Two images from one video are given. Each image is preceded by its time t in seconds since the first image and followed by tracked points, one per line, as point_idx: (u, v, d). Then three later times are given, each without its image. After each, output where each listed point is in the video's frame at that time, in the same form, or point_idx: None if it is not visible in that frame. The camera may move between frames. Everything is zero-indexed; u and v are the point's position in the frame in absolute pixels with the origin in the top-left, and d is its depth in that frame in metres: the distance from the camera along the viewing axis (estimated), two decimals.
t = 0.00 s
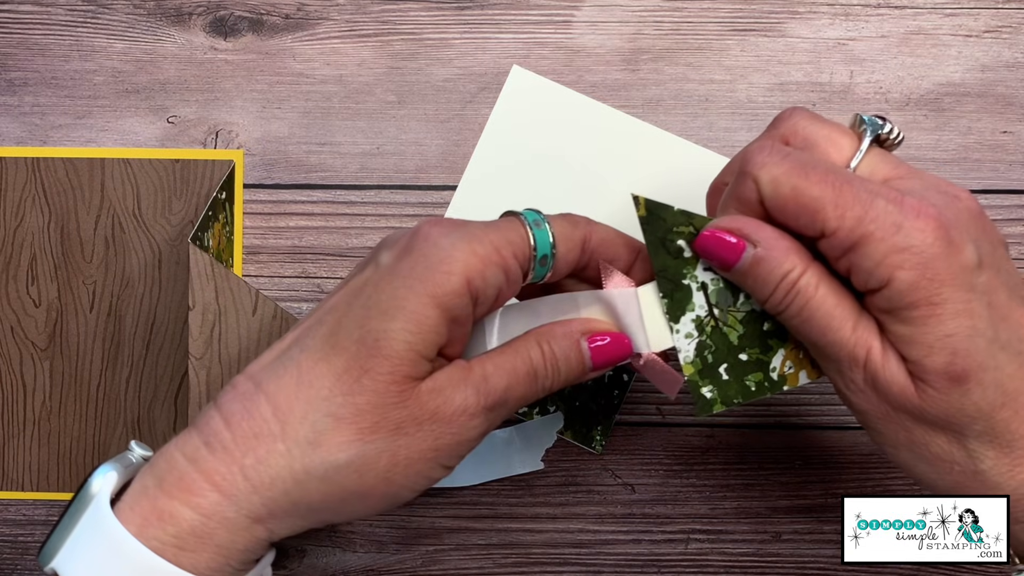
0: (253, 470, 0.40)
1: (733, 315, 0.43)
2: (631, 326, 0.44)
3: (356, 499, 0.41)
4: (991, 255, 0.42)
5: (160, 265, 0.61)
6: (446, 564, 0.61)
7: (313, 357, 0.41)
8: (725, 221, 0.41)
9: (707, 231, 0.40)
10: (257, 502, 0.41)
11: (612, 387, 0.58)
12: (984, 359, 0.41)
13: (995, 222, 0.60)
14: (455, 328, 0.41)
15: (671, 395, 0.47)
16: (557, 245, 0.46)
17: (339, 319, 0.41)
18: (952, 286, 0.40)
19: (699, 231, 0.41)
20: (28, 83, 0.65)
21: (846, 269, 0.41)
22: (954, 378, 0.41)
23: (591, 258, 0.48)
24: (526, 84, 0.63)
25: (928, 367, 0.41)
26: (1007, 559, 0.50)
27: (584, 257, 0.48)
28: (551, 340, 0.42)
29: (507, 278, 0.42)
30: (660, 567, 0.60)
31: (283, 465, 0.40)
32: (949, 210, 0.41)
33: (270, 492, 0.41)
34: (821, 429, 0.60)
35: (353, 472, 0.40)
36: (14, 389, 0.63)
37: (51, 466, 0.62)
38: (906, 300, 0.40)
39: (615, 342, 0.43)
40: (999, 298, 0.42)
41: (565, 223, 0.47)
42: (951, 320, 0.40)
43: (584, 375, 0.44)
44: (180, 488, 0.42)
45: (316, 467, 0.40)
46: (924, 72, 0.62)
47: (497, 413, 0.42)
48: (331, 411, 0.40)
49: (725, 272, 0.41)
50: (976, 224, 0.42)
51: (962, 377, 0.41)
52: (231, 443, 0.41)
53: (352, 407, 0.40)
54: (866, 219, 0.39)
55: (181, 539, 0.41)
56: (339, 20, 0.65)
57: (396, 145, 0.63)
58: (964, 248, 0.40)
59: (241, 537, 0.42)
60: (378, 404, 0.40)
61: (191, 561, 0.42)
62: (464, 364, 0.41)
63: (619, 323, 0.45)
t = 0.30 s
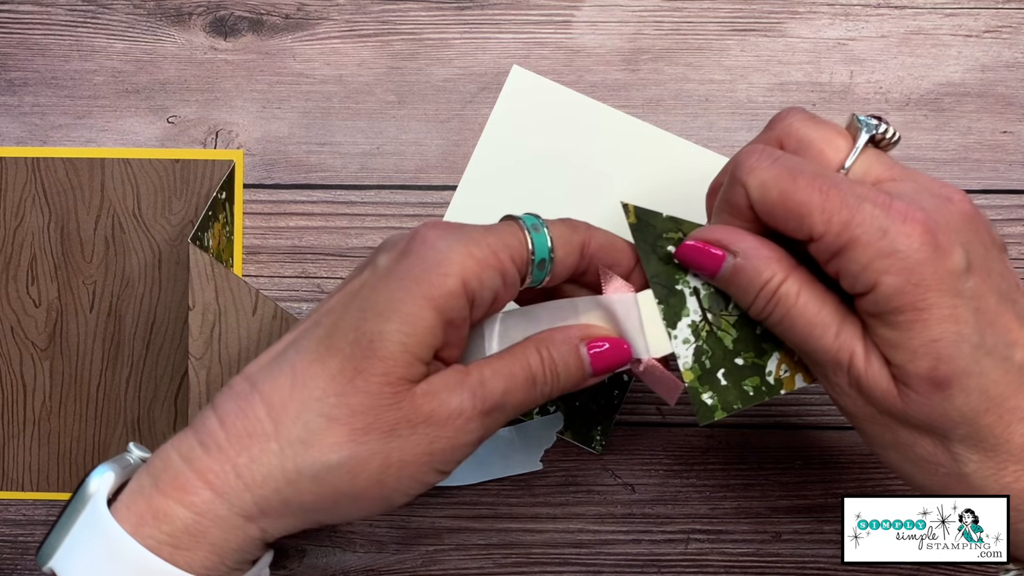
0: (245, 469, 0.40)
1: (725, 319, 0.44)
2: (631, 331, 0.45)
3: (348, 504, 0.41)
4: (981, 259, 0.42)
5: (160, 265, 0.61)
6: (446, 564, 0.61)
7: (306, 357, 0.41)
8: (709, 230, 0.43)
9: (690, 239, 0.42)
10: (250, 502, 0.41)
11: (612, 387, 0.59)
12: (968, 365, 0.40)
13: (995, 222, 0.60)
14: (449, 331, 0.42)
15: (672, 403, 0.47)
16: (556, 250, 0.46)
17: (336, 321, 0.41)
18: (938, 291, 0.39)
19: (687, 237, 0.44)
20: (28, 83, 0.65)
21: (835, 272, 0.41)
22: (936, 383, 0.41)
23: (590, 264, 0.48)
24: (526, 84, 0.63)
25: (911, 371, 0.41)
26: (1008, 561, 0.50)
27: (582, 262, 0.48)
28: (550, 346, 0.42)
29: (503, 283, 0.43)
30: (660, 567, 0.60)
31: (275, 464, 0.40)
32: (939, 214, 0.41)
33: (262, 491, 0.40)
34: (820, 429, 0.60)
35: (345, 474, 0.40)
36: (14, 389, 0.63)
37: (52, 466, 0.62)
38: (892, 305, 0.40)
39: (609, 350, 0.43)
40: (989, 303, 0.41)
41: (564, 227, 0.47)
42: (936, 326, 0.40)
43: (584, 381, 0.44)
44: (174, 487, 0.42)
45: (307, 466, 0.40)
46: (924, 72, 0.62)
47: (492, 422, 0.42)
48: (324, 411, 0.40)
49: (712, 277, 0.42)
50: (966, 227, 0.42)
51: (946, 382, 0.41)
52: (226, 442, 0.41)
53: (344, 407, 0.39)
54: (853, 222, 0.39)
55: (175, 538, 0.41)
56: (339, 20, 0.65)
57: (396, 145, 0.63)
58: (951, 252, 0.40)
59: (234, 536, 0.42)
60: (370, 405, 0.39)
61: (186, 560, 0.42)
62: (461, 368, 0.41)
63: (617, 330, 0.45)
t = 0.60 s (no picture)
0: (280, 475, 0.40)
1: (718, 328, 0.45)
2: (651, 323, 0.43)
3: (377, 503, 0.41)
4: (973, 276, 0.41)
5: (160, 265, 0.61)
6: (446, 564, 0.61)
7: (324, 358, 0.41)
8: (697, 242, 0.44)
9: (680, 249, 0.44)
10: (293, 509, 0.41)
11: (611, 387, 0.59)
12: (953, 386, 0.40)
13: (996, 223, 0.60)
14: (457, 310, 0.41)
15: (663, 413, 0.46)
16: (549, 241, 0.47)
17: (345, 314, 0.42)
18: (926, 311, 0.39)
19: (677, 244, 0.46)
20: (28, 83, 0.65)
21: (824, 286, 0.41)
22: (922, 401, 0.41)
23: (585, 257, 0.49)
24: (526, 84, 0.63)
25: (895, 390, 0.41)
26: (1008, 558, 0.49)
27: (575, 255, 0.49)
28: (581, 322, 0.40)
29: (497, 263, 0.43)
30: (660, 567, 0.60)
31: (306, 464, 0.40)
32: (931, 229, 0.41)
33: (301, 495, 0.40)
34: (820, 430, 0.60)
35: (373, 467, 0.40)
36: (14, 390, 0.63)
37: (51, 466, 0.62)
38: (879, 323, 0.40)
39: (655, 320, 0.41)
40: (981, 321, 0.41)
41: (559, 221, 0.48)
42: (923, 347, 0.39)
43: (638, 351, 0.41)
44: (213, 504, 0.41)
45: (334, 462, 0.40)
46: (924, 72, 0.62)
47: (522, 406, 0.39)
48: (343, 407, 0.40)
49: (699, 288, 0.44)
50: (960, 242, 0.41)
51: (931, 400, 0.40)
52: (258, 451, 0.41)
53: (361, 397, 0.40)
54: (841, 239, 0.39)
55: (222, 556, 0.41)
56: (339, 20, 0.65)
57: (396, 145, 0.63)
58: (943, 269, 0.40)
59: (280, 550, 0.41)
60: (388, 394, 0.39)
61: None
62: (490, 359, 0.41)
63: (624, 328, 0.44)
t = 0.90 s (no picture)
0: (321, 492, 0.41)
1: (704, 341, 0.47)
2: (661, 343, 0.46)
3: (417, 504, 0.42)
4: (987, 295, 0.41)
5: (160, 265, 0.61)
6: (446, 564, 0.61)
7: (338, 372, 0.41)
8: (701, 258, 0.44)
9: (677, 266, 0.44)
10: (331, 521, 0.41)
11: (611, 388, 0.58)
12: (956, 406, 0.41)
13: (996, 223, 0.60)
14: (470, 314, 0.41)
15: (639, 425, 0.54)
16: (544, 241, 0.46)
17: (354, 321, 0.41)
18: (934, 329, 0.39)
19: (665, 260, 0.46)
20: (28, 83, 0.65)
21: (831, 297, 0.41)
22: (925, 420, 0.41)
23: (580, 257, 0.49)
24: (526, 84, 0.63)
25: (898, 407, 0.41)
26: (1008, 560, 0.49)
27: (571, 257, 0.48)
28: (606, 346, 0.41)
29: (494, 262, 0.42)
30: (660, 567, 0.60)
31: (345, 480, 0.40)
32: (948, 245, 0.40)
33: (339, 508, 0.41)
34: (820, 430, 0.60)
35: (413, 472, 0.40)
36: (14, 390, 0.63)
37: (52, 467, 0.62)
38: (887, 339, 0.40)
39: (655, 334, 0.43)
40: (992, 341, 0.41)
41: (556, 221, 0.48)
42: (930, 367, 0.40)
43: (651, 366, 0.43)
44: (250, 521, 0.41)
45: (375, 475, 0.40)
46: (924, 72, 0.62)
47: (546, 416, 0.41)
48: (371, 417, 0.40)
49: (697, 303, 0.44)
50: (979, 260, 0.41)
51: (934, 420, 0.41)
52: (292, 468, 0.41)
53: (389, 407, 0.40)
54: (852, 249, 0.39)
55: (262, 568, 0.41)
56: (339, 20, 0.65)
57: (396, 145, 0.63)
58: (955, 285, 0.39)
59: (319, 561, 0.42)
60: (420, 401, 0.40)
61: None
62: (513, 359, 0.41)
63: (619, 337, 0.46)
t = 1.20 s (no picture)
0: (253, 528, 0.41)
1: (727, 347, 0.44)
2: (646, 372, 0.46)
3: (354, 541, 0.42)
4: None
5: (160, 265, 0.61)
6: (446, 564, 0.61)
7: (283, 405, 0.41)
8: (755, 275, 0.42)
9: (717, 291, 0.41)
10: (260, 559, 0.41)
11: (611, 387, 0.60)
12: None
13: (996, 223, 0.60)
14: (429, 352, 0.41)
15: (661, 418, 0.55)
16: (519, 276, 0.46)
17: (306, 356, 0.42)
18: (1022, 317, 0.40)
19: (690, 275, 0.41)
20: (28, 83, 0.65)
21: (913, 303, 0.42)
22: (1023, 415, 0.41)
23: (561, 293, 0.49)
24: (526, 84, 0.63)
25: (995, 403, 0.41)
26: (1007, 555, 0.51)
27: (553, 295, 0.48)
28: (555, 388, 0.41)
29: (466, 299, 0.43)
30: (660, 567, 0.60)
31: (280, 518, 0.41)
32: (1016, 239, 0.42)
33: (273, 547, 0.41)
34: (821, 430, 0.60)
35: (353, 512, 0.41)
36: (14, 390, 0.63)
37: (52, 467, 0.62)
38: (978, 331, 0.40)
39: (632, 408, 0.41)
40: None
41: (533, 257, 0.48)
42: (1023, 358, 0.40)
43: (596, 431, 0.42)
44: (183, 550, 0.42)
45: (313, 515, 0.40)
46: (924, 72, 0.62)
47: (493, 458, 0.41)
48: (315, 454, 0.40)
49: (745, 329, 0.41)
50: None
51: None
52: (227, 503, 0.41)
53: (333, 446, 0.40)
54: (931, 252, 0.40)
55: None
56: (339, 20, 0.65)
57: (396, 145, 0.63)
58: None
59: None
60: (364, 440, 0.40)
61: None
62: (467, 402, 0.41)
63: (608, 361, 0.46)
